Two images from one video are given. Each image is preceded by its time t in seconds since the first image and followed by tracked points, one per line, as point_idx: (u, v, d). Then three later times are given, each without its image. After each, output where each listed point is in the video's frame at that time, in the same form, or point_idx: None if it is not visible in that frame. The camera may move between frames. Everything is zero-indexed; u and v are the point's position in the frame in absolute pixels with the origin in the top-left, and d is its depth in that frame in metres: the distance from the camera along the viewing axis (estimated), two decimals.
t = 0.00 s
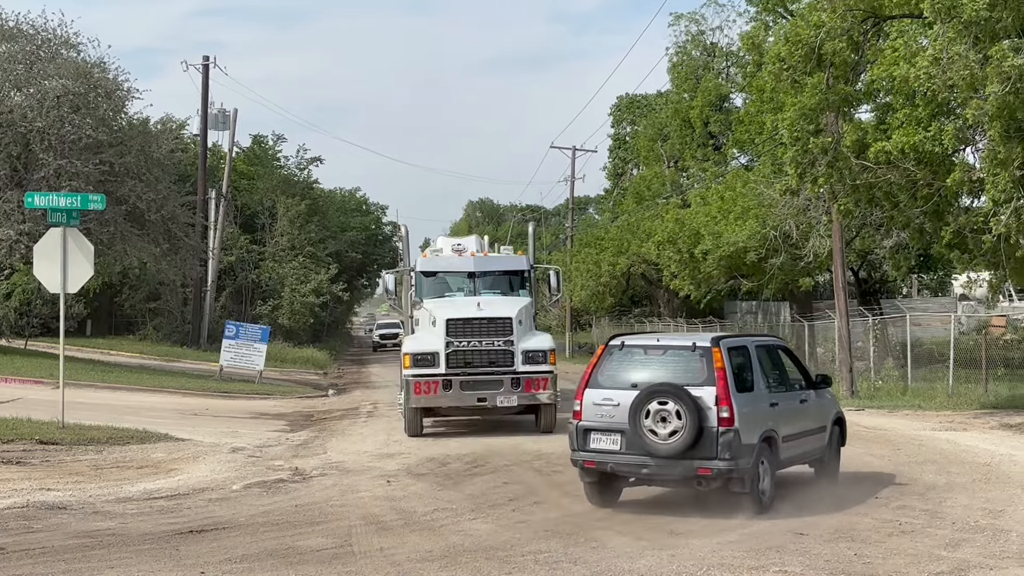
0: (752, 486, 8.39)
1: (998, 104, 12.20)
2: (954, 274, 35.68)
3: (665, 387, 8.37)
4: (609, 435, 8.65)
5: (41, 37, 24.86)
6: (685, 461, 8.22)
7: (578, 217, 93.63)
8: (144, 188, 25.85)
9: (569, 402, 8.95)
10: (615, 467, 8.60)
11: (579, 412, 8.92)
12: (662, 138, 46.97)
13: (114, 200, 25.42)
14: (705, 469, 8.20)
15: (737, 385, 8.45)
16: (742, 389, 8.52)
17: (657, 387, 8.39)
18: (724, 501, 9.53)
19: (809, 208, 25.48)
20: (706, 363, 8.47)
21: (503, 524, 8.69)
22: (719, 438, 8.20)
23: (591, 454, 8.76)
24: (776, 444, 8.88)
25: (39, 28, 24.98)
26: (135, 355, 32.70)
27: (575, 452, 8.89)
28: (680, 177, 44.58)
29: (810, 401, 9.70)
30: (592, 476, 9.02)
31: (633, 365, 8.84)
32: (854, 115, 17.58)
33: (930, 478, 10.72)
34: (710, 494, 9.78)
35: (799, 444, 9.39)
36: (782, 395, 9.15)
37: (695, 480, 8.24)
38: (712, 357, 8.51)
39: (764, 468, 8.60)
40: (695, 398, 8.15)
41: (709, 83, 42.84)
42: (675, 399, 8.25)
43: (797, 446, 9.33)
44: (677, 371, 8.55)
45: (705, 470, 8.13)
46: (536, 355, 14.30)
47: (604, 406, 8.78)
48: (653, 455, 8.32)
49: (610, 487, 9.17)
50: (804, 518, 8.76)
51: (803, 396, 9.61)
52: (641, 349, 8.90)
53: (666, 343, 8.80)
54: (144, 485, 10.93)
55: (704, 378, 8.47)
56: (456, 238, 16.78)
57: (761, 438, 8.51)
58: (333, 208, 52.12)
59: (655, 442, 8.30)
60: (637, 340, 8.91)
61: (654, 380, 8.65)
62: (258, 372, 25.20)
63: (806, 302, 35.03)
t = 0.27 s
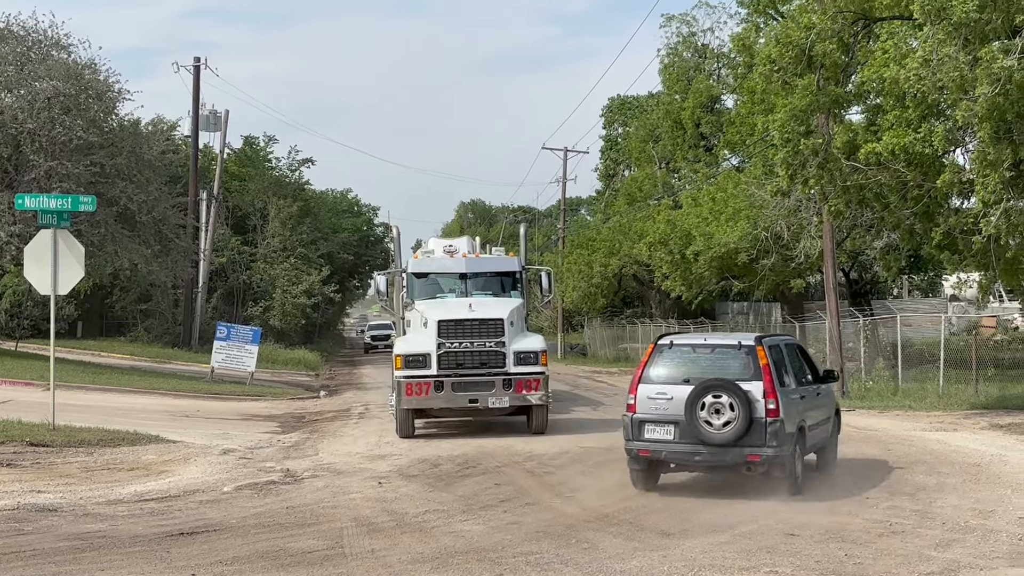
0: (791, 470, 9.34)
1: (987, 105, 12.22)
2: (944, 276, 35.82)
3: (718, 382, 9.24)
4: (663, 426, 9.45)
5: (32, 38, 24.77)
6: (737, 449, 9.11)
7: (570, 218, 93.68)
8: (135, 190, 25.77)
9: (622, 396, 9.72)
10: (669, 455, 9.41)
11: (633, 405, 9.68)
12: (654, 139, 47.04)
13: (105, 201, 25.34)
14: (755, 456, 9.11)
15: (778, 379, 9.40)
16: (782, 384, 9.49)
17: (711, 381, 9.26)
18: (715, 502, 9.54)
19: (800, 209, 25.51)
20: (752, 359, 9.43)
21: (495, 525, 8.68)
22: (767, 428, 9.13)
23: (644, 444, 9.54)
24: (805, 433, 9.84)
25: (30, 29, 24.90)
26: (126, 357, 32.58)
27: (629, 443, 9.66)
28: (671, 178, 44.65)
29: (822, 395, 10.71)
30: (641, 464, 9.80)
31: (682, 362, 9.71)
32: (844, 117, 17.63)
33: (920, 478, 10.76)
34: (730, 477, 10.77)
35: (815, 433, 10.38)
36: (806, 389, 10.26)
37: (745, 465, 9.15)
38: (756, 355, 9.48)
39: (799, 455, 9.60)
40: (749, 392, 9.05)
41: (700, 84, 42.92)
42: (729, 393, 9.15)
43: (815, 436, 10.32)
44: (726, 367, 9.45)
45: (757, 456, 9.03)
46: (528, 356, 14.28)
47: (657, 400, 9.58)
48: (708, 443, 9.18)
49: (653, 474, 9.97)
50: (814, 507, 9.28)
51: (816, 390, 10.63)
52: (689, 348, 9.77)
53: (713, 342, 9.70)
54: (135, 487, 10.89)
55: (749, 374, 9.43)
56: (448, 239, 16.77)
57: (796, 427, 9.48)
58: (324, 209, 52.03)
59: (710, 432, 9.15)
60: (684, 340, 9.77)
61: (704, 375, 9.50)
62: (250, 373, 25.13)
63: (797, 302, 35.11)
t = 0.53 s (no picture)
0: (806, 457, 10.35)
1: (977, 107, 12.24)
2: (933, 277, 35.93)
3: (744, 378, 10.22)
4: (692, 418, 10.34)
5: (21, 40, 24.63)
6: (762, 438, 10.07)
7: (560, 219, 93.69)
8: (124, 192, 25.63)
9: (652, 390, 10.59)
10: (698, 445, 10.30)
11: (663, 400, 10.57)
12: (644, 141, 47.08)
13: (94, 204, 25.19)
14: (778, 444, 10.10)
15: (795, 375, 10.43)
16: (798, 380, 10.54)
17: (738, 377, 10.23)
18: (706, 504, 9.53)
19: (790, 210, 25.59)
20: (772, 357, 10.47)
21: (485, 527, 8.64)
22: (788, 418, 10.14)
23: (674, 435, 10.42)
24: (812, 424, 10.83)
25: (19, 31, 24.79)
26: (115, 359, 32.41)
27: (659, 434, 10.52)
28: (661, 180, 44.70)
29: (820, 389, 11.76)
30: (667, 454, 10.66)
31: (707, 360, 10.67)
32: (834, 119, 17.66)
33: (910, 479, 10.76)
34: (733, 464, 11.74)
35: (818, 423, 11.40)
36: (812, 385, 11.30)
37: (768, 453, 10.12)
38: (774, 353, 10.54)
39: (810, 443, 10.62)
40: (774, 387, 10.03)
41: (690, 86, 42.98)
42: (755, 387, 10.11)
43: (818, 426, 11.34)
44: (749, 364, 10.46)
45: (780, 444, 10.01)
46: (518, 358, 14.26)
47: (685, 394, 10.48)
48: (735, 433, 10.12)
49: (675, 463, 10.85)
50: (804, 509, 9.29)
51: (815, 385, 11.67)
52: (712, 347, 10.75)
53: (734, 341, 10.71)
54: (125, 489, 10.82)
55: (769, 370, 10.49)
56: (438, 241, 16.73)
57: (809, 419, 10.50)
58: (314, 211, 51.88)
59: (738, 423, 10.09)
60: (708, 340, 10.75)
61: (729, 371, 10.47)
62: (240, 375, 25.02)
63: (788, 304, 35.18)
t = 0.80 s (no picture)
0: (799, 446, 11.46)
1: (966, 109, 12.27)
2: (923, 278, 36.04)
3: (750, 373, 11.27)
4: (701, 410, 11.33)
5: (9, 42, 24.52)
6: (766, 429, 11.13)
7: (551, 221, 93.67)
8: (114, 194, 25.51)
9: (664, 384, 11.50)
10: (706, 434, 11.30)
11: (673, 393, 11.51)
12: (635, 142, 47.09)
13: (84, 206, 25.04)
14: (779, 432, 11.21)
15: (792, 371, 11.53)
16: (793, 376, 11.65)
17: (745, 373, 11.27)
18: (697, 505, 9.52)
19: (780, 212, 25.65)
20: (772, 354, 11.56)
21: (476, 529, 8.61)
22: (788, 410, 11.27)
23: (684, 425, 11.37)
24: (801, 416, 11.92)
25: (7, 33, 24.68)
26: (104, 362, 32.25)
27: (670, 425, 11.44)
28: (652, 182, 44.72)
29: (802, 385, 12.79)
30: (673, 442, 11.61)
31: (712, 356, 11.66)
32: (824, 121, 17.67)
33: (900, 480, 10.78)
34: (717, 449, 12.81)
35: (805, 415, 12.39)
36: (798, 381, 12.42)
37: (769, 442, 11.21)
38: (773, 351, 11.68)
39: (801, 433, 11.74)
40: (778, 383, 11.10)
41: (680, 88, 43.01)
42: (761, 381, 11.17)
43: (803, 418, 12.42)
44: (752, 361, 11.50)
45: (782, 435, 11.10)
46: (509, 360, 14.23)
47: (694, 388, 11.45)
48: (741, 423, 11.15)
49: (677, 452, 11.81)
50: (794, 510, 9.29)
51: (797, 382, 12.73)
52: (717, 345, 11.75)
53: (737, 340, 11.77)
54: (114, 492, 10.75)
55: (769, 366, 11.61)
56: (428, 243, 16.68)
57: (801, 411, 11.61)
58: (304, 213, 51.72)
59: (745, 414, 11.11)
60: (713, 339, 11.75)
61: (734, 368, 11.49)
62: (230, 378, 24.93)
63: (778, 305, 35.23)
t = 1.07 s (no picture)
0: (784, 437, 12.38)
1: (956, 111, 12.32)
2: (914, 279, 36.15)
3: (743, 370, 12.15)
4: (698, 403, 12.16)
5: None
6: (758, 420, 12.00)
7: (542, 222, 93.68)
8: (105, 195, 25.40)
9: (663, 379, 12.32)
10: (702, 426, 12.14)
11: (672, 388, 12.31)
12: (626, 143, 47.12)
13: (74, 207, 24.91)
14: (769, 425, 12.10)
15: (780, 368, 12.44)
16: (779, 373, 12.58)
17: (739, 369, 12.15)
18: (688, 506, 9.51)
19: (771, 213, 25.74)
20: (762, 352, 12.47)
21: (467, 531, 8.59)
22: (777, 404, 12.17)
23: (682, 418, 12.20)
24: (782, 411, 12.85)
25: None
26: (95, 363, 32.12)
27: (668, 417, 12.24)
28: (643, 183, 44.76)
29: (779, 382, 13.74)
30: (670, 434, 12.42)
31: (707, 354, 12.52)
32: (815, 122, 17.70)
33: (891, 481, 10.79)
34: (701, 440, 13.63)
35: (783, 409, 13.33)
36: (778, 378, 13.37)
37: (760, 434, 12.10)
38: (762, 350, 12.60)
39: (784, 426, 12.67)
40: (770, 379, 11.98)
41: (672, 89, 43.06)
42: (754, 377, 12.04)
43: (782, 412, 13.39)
44: (744, 359, 12.38)
45: (773, 426, 11.98)
46: (500, 361, 14.22)
47: (691, 383, 12.29)
48: (736, 416, 12.00)
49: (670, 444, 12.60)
50: (785, 510, 9.29)
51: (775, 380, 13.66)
52: (711, 344, 12.62)
53: (729, 339, 12.66)
54: (105, 494, 10.69)
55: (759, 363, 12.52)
56: (419, 244, 16.64)
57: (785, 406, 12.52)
58: (296, 214, 51.60)
59: (740, 407, 11.98)
60: (707, 338, 12.62)
61: (728, 365, 12.35)
62: (221, 379, 24.85)
63: (769, 306, 35.30)
